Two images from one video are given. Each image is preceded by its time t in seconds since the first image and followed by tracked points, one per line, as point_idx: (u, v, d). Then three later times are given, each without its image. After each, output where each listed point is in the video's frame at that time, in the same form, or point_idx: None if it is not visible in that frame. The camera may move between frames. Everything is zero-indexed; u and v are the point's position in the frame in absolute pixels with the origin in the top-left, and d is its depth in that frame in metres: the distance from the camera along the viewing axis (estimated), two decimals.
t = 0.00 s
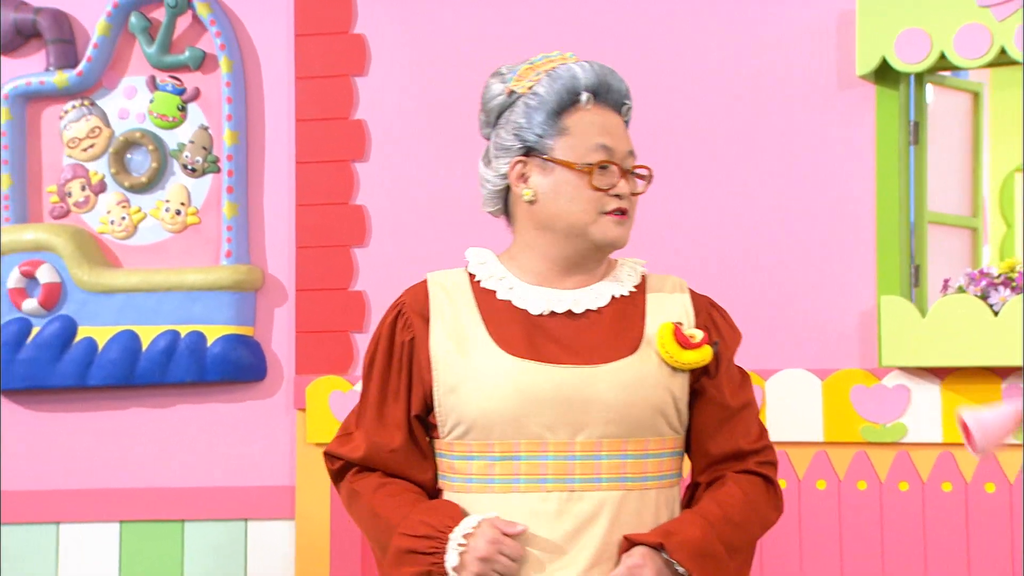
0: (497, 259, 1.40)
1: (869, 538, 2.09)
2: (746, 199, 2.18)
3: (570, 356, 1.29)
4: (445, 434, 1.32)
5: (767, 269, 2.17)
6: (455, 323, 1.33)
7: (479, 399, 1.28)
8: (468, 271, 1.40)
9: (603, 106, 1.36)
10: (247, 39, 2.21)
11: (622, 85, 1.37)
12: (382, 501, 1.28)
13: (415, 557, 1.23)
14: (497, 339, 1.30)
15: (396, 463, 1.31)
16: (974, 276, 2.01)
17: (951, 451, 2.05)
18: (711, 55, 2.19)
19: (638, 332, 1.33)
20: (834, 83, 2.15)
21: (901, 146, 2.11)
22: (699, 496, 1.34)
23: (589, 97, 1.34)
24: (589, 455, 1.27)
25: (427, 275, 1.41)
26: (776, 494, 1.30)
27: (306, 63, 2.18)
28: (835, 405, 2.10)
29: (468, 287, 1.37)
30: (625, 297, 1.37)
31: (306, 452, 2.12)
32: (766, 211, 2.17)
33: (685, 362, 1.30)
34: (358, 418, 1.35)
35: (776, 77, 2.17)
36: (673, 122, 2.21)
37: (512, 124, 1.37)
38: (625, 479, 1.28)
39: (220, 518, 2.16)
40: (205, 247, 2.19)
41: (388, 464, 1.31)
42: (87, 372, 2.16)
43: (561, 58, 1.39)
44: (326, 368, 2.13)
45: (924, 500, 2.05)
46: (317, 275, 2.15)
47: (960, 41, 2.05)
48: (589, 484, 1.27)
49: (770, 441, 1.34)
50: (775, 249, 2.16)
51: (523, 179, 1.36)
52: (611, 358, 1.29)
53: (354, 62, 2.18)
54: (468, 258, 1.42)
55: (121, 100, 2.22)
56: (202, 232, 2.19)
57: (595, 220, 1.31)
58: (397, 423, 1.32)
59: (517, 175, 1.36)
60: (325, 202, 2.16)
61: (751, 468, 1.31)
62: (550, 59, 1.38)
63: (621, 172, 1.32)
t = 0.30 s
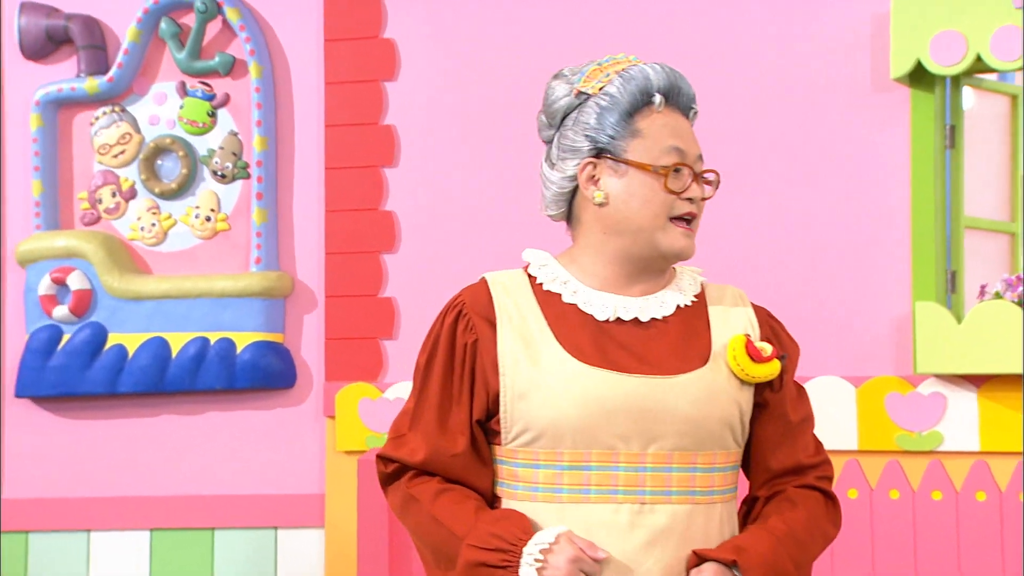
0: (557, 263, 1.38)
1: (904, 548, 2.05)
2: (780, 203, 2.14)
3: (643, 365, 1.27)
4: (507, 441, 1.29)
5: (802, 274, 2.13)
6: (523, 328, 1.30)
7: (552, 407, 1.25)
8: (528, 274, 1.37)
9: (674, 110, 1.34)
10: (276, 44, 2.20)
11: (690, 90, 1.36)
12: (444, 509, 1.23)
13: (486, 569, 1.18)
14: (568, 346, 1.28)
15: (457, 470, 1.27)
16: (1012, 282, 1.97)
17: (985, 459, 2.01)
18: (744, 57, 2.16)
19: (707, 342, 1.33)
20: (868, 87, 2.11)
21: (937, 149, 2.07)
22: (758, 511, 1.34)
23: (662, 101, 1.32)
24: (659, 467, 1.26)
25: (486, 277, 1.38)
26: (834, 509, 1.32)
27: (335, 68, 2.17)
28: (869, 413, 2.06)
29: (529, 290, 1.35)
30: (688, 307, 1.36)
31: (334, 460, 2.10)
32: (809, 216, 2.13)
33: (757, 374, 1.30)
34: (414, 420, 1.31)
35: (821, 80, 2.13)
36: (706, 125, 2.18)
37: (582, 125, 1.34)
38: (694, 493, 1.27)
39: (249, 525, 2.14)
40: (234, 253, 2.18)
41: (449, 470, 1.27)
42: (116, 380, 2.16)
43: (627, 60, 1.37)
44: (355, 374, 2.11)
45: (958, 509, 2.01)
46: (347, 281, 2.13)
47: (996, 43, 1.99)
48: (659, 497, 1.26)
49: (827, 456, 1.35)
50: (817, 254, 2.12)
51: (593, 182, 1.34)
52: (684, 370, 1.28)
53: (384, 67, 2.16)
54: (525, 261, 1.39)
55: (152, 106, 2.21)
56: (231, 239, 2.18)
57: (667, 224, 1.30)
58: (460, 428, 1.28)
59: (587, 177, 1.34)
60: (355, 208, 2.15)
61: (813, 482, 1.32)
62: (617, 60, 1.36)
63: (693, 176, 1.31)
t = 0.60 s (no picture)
0: (576, 266, 1.35)
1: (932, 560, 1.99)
2: (809, 204, 2.09)
3: (667, 372, 1.24)
4: (528, 447, 1.25)
5: (835, 277, 2.07)
6: (544, 332, 1.26)
7: (575, 414, 1.21)
8: (546, 277, 1.34)
9: (697, 113, 1.32)
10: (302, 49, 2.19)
11: (712, 94, 1.34)
12: (463, 517, 1.19)
13: None
14: (590, 351, 1.25)
15: (476, 477, 1.23)
16: None
17: (1017, 467, 1.97)
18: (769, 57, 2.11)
19: (731, 348, 1.30)
20: (899, 89, 2.05)
21: (971, 152, 2.01)
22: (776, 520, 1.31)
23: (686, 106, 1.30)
24: (684, 476, 1.23)
25: (504, 279, 1.34)
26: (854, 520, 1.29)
27: (361, 72, 2.15)
28: (901, 419, 2.01)
29: (549, 294, 1.31)
30: (707, 312, 1.33)
31: (361, 467, 2.09)
32: (809, 215, 2.08)
33: (780, 383, 1.27)
34: (431, 425, 1.27)
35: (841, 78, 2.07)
36: (738, 127, 2.12)
37: (605, 130, 1.31)
38: (718, 502, 1.25)
39: (276, 532, 2.13)
40: (261, 259, 2.17)
41: (468, 477, 1.23)
42: (144, 386, 2.15)
43: (649, 62, 1.34)
44: (382, 381, 2.09)
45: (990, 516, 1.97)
46: (374, 286, 2.12)
47: None
48: (684, 506, 1.23)
49: (846, 465, 1.33)
50: (817, 254, 2.08)
51: (617, 186, 1.31)
52: (708, 377, 1.25)
53: (411, 71, 2.14)
54: (543, 265, 1.36)
55: (179, 111, 2.20)
56: (259, 244, 2.17)
57: (692, 228, 1.27)
58: (479, 434, 1.24)
59: (610, 182, 1.31)
60: (381, 213, 2.13)
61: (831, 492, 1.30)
62: (639, 62, 1.34)
63: (718, 180, 1.28)
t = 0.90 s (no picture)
0: (564, 265, 1.36)
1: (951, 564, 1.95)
2: (825, 204, 2.04)
3: (659, 376, 1.26)
4: (518, 450, 1.26)
5: (844, 276, 2.03)
6: (536, 336, 1.27)
7: (569, 417, 1.22)
8: (534, 278, 1.35)
9: (685, 108, 1.35)
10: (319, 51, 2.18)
11: (698, 90, 1.37)
12: (452, 522, 1.19)
13: None
14: (583, 353, 1.26)
15: (464, 481, 1.23)
16: None
17: None
18: (778, 55, 2.07)
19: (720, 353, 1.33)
20: (920, 89, 2.00)
21: (993, 153, 1.95)
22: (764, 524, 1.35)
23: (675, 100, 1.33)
24: (677, 480, 1.25)
25: (492, 279, 1.35)
26: (841, 524, 1.33)
27: (378, 73, 2.13)
28: (923, 422, 1.96)
29: (538, 295, 1.32)
30: (697, 314, 1.36)
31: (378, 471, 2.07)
32: (808, 215, 2.05)
33: (772, 387, 1.30)
34: (417, 428, 1.26)
35: (840, 79, 2.04)
36: (758, 127, 2.08)
37: (595, 124, 1.33)
38: (710, 507, 1.27)
39: (294, 537, 2.11)
40: (278, 262, 2.15)
41: (456, 481, 1.23)
42: (161, 390, 2.14)
43: (635, 59, 1.37)
44: (399, 384, 2.07)
45: (1012, 520, 1.92)
46: (391, 288, 2.09)
47: None
48: (677, 511, 1.25)
49: (832, 471, 1.38)
50: (815, 254, 2.04)
51: (609, 183, 1.33)
52: (700, 380, 1.27)
53: (428, 72, 2.12)
54: (530, 264, 1.37)
55: (196, 113, 2.19)
56: (276, 247, 2.15)
57: (686, 222, 1.29)
58: (468, 437, 1.24)
59: (601, 178, 1.33)
60: (398, 214, 2.10)
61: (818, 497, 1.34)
62: (625, 58, 1.36)
63: (709, 175, 1.31)
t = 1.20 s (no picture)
0: (548, 267, 1.33)
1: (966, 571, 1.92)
2: (835, 206, 2.02)
3: (646, 381, 1.24)
4: (503, 457, 1.24)
5: (852, 277, 2.00)
6: (521, 340, 1.25)
7: (556, 423, 1.20)
8: (518, 279, 1.33)
9: (671, 109, 1.32)
10: (326, 52, 2.16)
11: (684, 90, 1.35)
12: (436, 528, 1.18)
13: None
14: (569, 358, 1.24)
15: (448, 487, 1.21)
16: None
17: None
18: (786, 54, 2.05)
19: (707, 358, 1.31)
20: (933, 89, 1.97)
21: (1008, 154, 1.92)
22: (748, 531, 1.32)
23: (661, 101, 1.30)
24: (665, 488, 1.24)
25: (476, 281, 1.32)
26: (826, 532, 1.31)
27: (386, 74, 2.12)
28: (935, 427, 1.94)
29: (523, 298, 1.30)
30: (682, 318, 1.33)
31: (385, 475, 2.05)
32: (810, 215, 2.03)
33: (758, 394, 1.28)
34: (400, 431, 1.23)
35: (844, 79, 2.02)
36: (769, 127, 2.05)
37: (579, 126, 1.30)
38: (697, 515, 1.26)
39: (302, 542, 2.10)
40: (286, 265, 2.14)
41: (440, 486, 1.21)
42: (168, 394, 2.13)
43: (619, 59, 1.35)
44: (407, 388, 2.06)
45: None
46: (399, 291, 2.08)
47: None
48: (664, 519, 1.24)
49: (816, 477, 1.35)
50: (816, 253, 2.02)
51: (595, 185, 1.30)
52: (687, 385, 1.25)
53: (436, 73, 2.11)
54: (515, 266, 1.35)
55: (203, 115, 2.18)
56: (283, 249, 2.14)
57: (674, 224, 1.27)
58: (453, 442, 1.22)
59: (587, 180, 1.31)
60: (406, 217, 2.09)
61: (802, 504, 1.31)
62: (609, 58, 1.34)
63: (696, 176, 1.29)
